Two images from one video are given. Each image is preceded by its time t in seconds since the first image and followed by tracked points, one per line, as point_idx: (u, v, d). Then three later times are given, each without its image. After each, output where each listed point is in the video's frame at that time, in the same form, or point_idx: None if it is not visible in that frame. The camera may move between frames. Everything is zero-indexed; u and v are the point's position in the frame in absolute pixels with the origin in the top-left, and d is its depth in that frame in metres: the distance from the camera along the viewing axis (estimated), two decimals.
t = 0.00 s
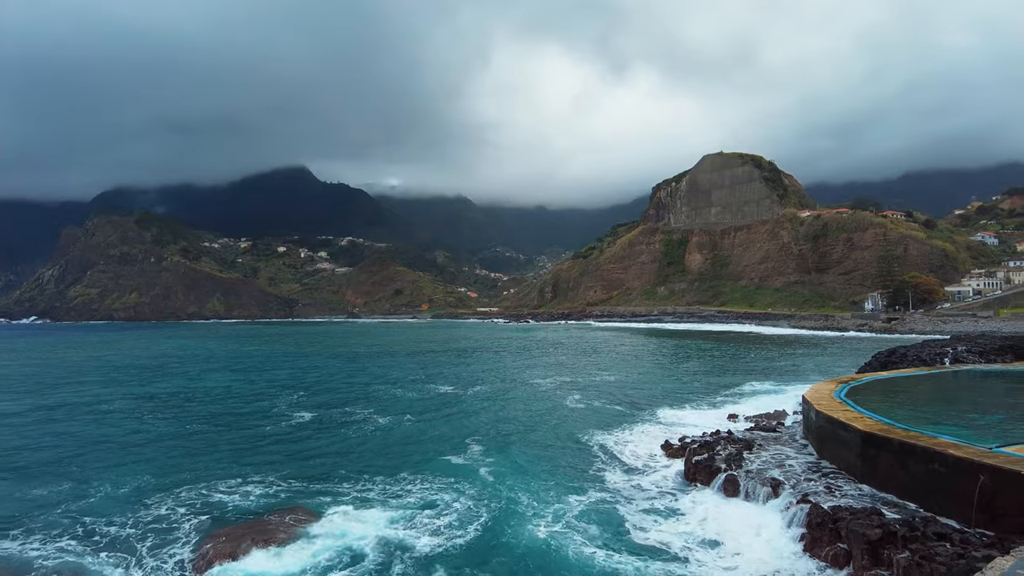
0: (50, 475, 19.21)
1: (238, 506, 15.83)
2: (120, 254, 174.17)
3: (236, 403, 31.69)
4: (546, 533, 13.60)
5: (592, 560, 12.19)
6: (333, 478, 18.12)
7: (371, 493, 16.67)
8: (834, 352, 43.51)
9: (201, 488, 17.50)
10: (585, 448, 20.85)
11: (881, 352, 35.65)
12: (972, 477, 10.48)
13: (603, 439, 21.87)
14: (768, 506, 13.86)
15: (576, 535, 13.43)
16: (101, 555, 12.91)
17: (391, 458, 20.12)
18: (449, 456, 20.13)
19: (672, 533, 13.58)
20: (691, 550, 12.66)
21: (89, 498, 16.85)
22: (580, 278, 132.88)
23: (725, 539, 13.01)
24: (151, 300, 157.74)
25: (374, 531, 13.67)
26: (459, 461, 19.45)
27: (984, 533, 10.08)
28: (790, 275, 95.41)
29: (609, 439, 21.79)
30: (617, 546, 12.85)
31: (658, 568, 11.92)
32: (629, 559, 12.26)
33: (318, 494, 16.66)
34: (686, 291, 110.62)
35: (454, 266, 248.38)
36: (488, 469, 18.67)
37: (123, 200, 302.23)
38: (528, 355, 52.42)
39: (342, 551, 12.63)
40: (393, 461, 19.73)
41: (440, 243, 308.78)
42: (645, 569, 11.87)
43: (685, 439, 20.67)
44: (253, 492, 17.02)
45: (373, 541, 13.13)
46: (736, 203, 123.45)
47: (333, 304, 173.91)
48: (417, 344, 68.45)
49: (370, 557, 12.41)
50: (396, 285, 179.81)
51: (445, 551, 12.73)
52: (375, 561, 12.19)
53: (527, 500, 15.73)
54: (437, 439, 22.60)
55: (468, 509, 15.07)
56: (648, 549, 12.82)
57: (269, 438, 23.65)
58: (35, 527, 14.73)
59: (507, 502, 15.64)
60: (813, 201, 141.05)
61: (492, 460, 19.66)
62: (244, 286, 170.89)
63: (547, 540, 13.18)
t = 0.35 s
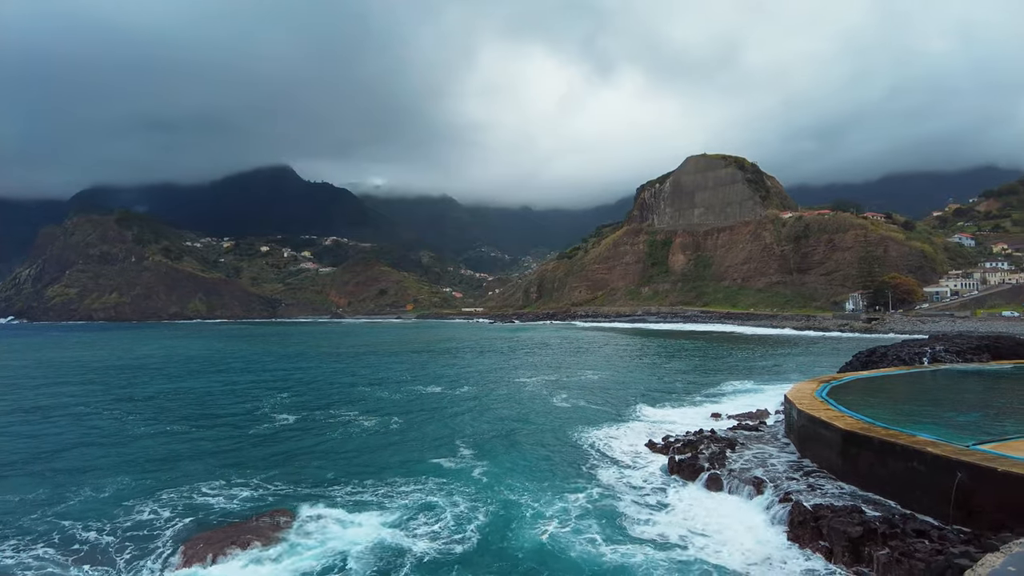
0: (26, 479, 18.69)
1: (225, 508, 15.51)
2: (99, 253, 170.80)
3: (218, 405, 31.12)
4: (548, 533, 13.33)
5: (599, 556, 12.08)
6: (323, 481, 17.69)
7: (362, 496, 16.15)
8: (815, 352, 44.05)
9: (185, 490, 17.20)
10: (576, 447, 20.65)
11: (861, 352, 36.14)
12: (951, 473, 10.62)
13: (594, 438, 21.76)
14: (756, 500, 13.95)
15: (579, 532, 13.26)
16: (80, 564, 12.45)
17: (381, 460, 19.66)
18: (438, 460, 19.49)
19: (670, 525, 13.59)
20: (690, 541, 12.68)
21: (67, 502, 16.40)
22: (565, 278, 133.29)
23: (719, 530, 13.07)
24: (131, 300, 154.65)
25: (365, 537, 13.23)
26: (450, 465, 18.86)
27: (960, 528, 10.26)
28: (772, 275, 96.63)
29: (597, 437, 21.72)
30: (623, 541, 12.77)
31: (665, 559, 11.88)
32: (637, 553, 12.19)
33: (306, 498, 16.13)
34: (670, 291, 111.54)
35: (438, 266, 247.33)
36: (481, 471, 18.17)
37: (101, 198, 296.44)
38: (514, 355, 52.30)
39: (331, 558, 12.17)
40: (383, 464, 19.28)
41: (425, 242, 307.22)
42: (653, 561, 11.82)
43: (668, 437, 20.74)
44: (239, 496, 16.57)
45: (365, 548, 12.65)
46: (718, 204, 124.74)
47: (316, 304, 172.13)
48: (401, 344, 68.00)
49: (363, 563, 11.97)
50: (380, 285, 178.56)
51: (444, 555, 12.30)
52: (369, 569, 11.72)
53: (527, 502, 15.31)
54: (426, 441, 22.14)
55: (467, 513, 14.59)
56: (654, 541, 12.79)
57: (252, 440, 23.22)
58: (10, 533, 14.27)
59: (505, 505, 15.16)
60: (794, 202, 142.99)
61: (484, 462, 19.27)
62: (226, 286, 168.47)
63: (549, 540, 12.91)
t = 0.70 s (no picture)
0: None
1: (209, 511, 15.18)
2: (75, 252, 166.93)
3: (196, 406, 30.47)
4: (552, 532, 13.08)
5: (608, 551, 12.00)
6: (308, 484, 17.19)
7: (349, 501, 15.63)
8: (795, 351, 44.70)
9: (165, 493, 16.80)
10: (566, 445, 20.42)
11: (840, 351, 36.69)
12: (926, 470, 10.84)
13: (582, 435, 21.65)
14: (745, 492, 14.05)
15: (583, 530, 13.10)
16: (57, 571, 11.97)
17: (368, 463, 19.12)
18: (426, 464, 18.91)
19: (670, 515, 13.60)
20: (692, 530, 12.72)
21: (39, 507, 15.83)
22: (549, 279, 133.60)
23: (717, 519, 13.14)
24: (109, 300, 151.35)
25: (355, 543, 12.73)
26: (439, 468, 18.38)
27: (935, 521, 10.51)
28: (753, 275, 97.87)
29: (584, 435, 21.65)
30: (629, 534, 12.74)
31: (672, 549, 11.89)
32: (644, 545, 12.18)
33: (290, 503, 15.56)
34: (653, 291, 112.41)
35: (422, 266, 246.03)
36: (472, 473, 17.70)
37: (76, 196, 289.84)
38: (499, 355, 52.14)
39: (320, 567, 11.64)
40: (370, 467, 18.74)
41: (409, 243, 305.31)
42: (662, 551, 11.83)
43: (651, 436, 20.71)
44: (223, 500, 16.07)
45: (358, 556, 12.11)
46: (700, 205, 126.14)
47: (298, 304, 170.12)
48: (384, 345, 67.46)
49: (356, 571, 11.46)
50: (363, 285, 177.06)
51: (443, 560, 11.91)
52: None
53: (523, 504, 14.94)
54: (414, 443, 21.67)
55: (462, 516, 14.14)
56: (659, 532, 12.79)
57: (232, 442, 22.73)
58: None
59: (502, 507, 14.69)
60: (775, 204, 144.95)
61: (474, 463, 18.78)
62: (206, 285, 165.67)
63: (553, 540, 12.68)
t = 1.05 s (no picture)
0: None
1: (192, 514, 14.81)
2: (50, 250, 162.93)
3: (176, 408, 29.89)
4: (550, 531, 12.94)
5: (612, 546, 11.96)
6: (296, 486, 16.84)
7: (338, 504, 15.22)
8: (777, 352, 45.19)
9: (145, 497, 16.36)
10: (555, 444, 20.33)
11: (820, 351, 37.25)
12: (907, 468, 10.98)
13: (569, 434, 21.59)
14: (736, 488, 14.22)
15: (577, 528, 12.99)
16: None
17: (356, 466, 18.77)
18: (414, 466, 18.54)
19: (671, 508, 13.63)
20: (694, 522, 12.73)
21: (11, 513, 15.27)
22: (533, 279, 133.84)
23: (715, 511, 13.21)
24: (87, 300, 148.22)
25: (343, 547, 12.39)
26: (429, 470, 18.12)
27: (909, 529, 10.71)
28: (735, 276, 99.10)
29: (571, 434, 21.62)
30: (632, 528, 12.71)
31: (675, 541, 11.89)
32: (648, 538, 12.17)
33: (275, 507, 15.12)
34: (637, 291, 113.25)
35: (405, 266, 244.72)
36: (463, 476, 17.32)
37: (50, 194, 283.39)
38: (484, 355, 52.00)
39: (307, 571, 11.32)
40: (359, 469, 18.40)
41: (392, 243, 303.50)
42: (665, 543, 11.83)
43: (635, 435, 20.76)
44: (207, 503, 15.69)
45: (347, 561, 11.77)
46: (683, 206, 127.36)
47: (280, 304, 168.03)
48: (368, 345, 66.93)
49: None
50: (346, 285, 175.51)
51: (436, 562, 11.68)
52: None
53: (516, 505, 14.74)
54: (401, 444, 21.38)
55: (455, 519, 13.85)
56: (662, 524, 12.79)
57: (213, 444, 22.27)
58: None
59: (497, 510, 14.40)
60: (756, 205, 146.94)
61: (464, 465, 18.55)
62: (187, 285, 162.87)
63: (551, 539, 12.54)
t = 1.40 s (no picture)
0: None
1: (174, 516, 14.50)
2: (24, 249, 158.80)
3: (154, 410, 29.23)
4: (541, 527, 12.92)
5: (602, 538, 11.97)
6: (282, 487, 16.53)
7: (327, 505, 14.98)
8: (759, 351, 45.70)
9: (124, 500, 15.95)
10: (542, 443, 20.25)
11: (800, 351, 37.78)
12: (884, 464, 11.15)
13: (555, 433, 21.55)
14: (725, 484, 14.28)
15: (568, 524, 12.96)
16: None
17: (341, 467, 18.49)
18: (401, 466, 18.43)
19: (661, 500, 13.67)
20: (684, 513, 12.75)
21: None
22: (517, 279, 133.93)
23: (705, 502, 13.26)
24: (64, 300, 145.02)
25: (332, 546, 12.30)
26: (416, 471, 17.87)
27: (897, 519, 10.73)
28: (717, 277, 100.26)
29: (557, 433, 21.58)
30: (622, 521, 12.71)
31: (665, 531, 11.92)
32: (638, 529, 12.19)
33: (259, 508, 14.86)
34: (620, 291, 113.96)
35: (389, 266, 243.26)
36: (453, 476, 17.22)
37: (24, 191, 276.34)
38: (468, 356, 51.85)
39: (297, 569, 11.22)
40: (344, 471, 18.10)
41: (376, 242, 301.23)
42: (655, 533, 11.87)
43: (619, 433, 20.76)
44: (190, 505, 15.33)
45: (337, 559, 11.68)
46: (667, 207, 128.41)
47: (262, 304, 165.80)
48: (352, 345, 66.36)
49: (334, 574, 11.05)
50: (329, 285, 173.77)
51: (426, 559, 11.64)
52: None
53: (506, 503, 14.66)
54: (388, 445, 21.10)
55: (445, 518, 13.81)
56: (652, 515, 12.82)
57: (193, 447, 21.75)
58: None
59: (487, 509, 14.36)
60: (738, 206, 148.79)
61: (453, 465, 18.35)
62: (167, 285, 160.00)
63: (542, 535, 12.54)
